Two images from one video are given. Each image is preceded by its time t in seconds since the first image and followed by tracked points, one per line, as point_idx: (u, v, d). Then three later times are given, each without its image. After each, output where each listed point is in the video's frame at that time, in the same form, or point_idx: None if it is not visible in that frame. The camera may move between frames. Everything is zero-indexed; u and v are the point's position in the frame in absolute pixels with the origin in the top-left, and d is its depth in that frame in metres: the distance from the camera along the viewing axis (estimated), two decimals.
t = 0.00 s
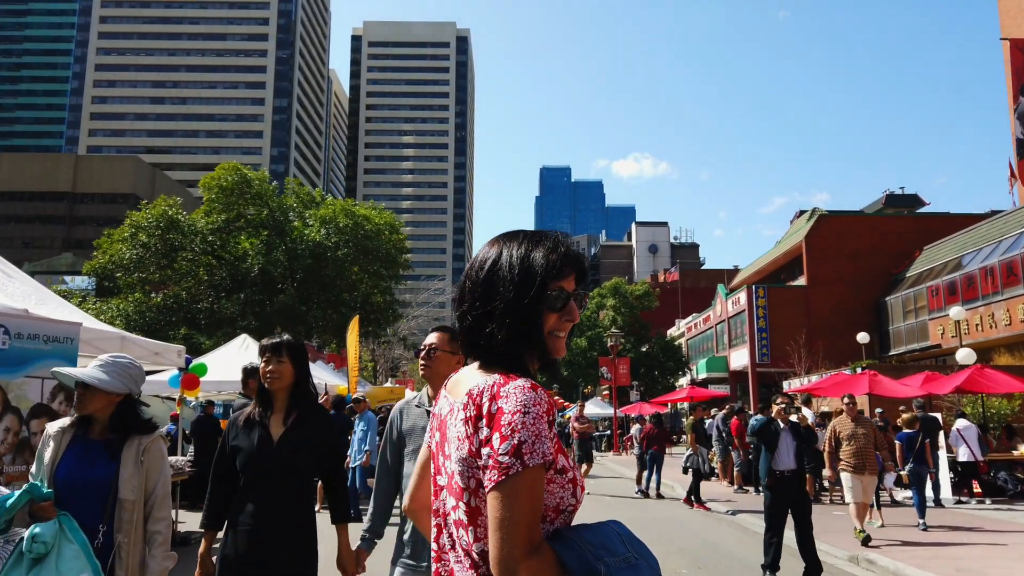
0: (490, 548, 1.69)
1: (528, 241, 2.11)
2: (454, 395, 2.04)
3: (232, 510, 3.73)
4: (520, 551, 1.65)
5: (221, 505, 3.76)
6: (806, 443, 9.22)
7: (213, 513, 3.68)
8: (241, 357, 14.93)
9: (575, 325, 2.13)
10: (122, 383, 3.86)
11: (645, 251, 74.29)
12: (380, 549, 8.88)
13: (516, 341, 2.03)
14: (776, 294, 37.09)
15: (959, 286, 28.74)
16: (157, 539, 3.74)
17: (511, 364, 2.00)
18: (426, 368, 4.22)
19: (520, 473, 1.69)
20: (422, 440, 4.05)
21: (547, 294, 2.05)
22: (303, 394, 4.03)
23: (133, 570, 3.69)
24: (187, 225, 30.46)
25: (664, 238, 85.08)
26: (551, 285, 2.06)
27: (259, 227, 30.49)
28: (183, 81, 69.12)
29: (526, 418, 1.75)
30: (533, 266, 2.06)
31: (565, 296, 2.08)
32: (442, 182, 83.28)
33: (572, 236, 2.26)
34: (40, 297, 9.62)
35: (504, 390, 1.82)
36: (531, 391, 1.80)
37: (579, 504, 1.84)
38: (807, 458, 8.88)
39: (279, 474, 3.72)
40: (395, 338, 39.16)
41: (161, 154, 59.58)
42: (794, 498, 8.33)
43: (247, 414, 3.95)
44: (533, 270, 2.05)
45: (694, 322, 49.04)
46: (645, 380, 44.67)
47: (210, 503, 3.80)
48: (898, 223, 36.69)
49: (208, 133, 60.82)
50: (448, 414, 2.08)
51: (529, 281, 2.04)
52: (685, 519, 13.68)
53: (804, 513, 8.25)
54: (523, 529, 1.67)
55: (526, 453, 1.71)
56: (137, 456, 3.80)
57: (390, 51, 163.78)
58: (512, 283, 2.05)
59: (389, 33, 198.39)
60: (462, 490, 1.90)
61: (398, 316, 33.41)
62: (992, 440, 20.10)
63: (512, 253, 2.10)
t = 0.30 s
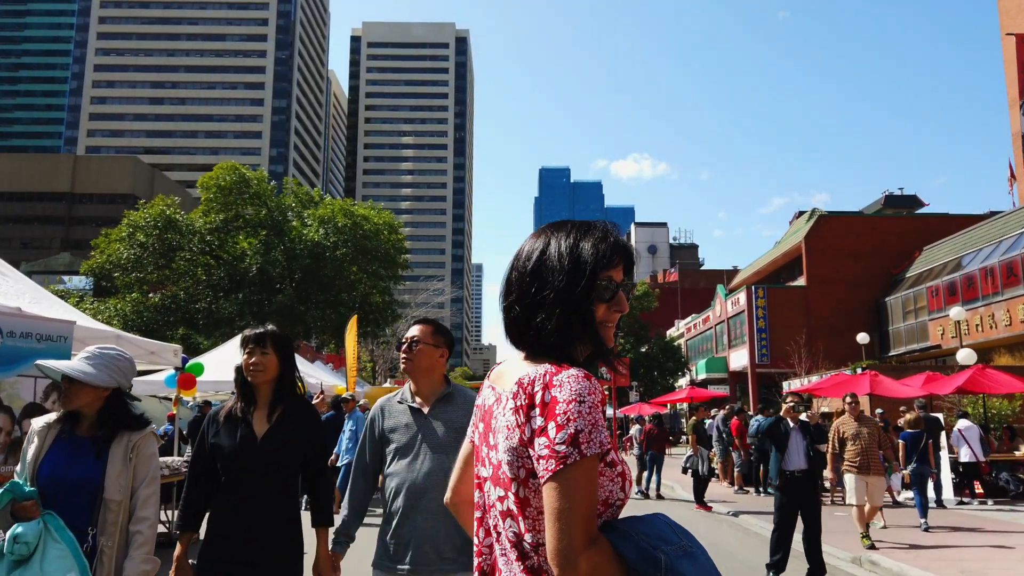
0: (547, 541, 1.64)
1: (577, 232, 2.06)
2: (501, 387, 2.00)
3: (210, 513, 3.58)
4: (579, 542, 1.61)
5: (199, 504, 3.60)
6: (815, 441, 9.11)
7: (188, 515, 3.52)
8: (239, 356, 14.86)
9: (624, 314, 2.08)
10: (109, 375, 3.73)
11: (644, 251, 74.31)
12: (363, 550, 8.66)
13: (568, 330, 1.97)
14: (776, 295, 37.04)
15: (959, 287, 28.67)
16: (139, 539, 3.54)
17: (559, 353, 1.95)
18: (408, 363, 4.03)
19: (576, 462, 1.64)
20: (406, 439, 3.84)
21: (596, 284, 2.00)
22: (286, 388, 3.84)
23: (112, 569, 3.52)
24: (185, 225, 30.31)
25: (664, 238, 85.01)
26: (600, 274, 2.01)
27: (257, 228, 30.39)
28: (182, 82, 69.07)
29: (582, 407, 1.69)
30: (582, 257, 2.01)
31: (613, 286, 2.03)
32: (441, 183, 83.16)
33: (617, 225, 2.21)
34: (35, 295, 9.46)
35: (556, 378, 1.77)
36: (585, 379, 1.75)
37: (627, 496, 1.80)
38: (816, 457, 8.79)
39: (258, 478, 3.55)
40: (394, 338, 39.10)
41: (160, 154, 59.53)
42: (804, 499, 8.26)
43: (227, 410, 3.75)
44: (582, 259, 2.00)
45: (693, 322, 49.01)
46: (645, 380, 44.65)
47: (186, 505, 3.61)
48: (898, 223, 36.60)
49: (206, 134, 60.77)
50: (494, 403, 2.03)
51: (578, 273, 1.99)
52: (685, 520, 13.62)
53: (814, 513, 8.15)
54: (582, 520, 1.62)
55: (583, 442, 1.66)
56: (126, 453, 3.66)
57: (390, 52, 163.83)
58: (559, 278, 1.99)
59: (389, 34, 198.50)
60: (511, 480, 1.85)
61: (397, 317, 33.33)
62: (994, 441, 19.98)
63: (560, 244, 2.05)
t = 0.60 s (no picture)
0: (584, 524, 1.61)
1: (616, 222, 2.02)
2: (538, 376, 1.97)
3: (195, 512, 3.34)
4: (621, 527, 1.59)
5: (182, 506, 3.39)
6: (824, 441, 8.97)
7: (170, 514, 3.29)
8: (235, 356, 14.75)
9: (663, 304, 2.04)
10: (96, 372, 3.52)
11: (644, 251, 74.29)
12: (352, 551, 8.57)
13: (609, 317, 1.93)
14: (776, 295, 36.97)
15: (959, 286, 28.60)
16: (115, 545, 3.28)
17: (598, 345, 1.92)
18: (395, 356, 3.87)
19: (616, 445, 1.62)
20: (395, 436, 3.70)
21: (637, 272, 1.97)
22: (276, 382, 3.64)
23: None
24: (184, 224, 30.17)
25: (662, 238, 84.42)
26: (641, 263, 1.98)
27: (256, 228, 30.33)
28: (181, 82, 68.92)
29: (622, 392, 1.67)
30: (622, 249, 1.96)
31: (655, 274, 1.99)
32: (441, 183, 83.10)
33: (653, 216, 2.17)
34: (31, 293, 9.33)
35: (595, 363, 1.74)
36: (625, 364, 1.72)
37: (665, 488, 1.78)
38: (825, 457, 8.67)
39: (243, 478, 3.31)
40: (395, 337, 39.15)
41: (159, 154, 59.40)
42: (813, 497, 8.18)
43: (214, 404, 3.53)
44: (622, 252, 1.95)
45: (693, 322, 48.99)
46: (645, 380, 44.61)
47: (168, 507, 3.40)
48: (897, 223, 36.50)
49: (206, 134, 60.63)
50: (529, 392, 2.01)
51: (619, 264, 1.94)
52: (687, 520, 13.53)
53: (822, 513, 8.07)
54: (622, 507, 1.60)
55: (624, 427, 1.63)
56: (113, 456, 3.44)
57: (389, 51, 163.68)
58: (599, 267, 1.94)
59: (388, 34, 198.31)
60: (548, 468, 1.83)
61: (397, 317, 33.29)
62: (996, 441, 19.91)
63: (599, 234, 1.99)
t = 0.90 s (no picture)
0: (620, 519, 1.64)
1: (654, 220, 2.04)
2: (573, 373, 2.02)
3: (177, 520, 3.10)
4: (655, 523, 1.61)
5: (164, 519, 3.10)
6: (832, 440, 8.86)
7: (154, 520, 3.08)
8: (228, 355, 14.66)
9: (700, 302, 2.07)
10: (64, 369, 3.32)
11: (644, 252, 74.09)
12: (348, 553, 8.44)
13: (647, 312, 1.95)
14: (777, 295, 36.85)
15: (960, 287, 28.52)
16: (91, 560, 3.04)
17: (638, 340, 1.94)
18: (388, 349, 3.74)
19: (654, 438, 1.65)
20: (386, 435, 3.52)
21: (675, 270, 1.98)
22: (262, 378, 3.34)
23: None
24: (183, 223, 30.07)
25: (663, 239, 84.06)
26: (679, 260, 2.00)
27: (255, 227, 30.22)
28: (181, 82, 68.77)
29: (660, 386, 1.70)
30: (661, 248, 1.98)
31: (693, 272, 2.01)
32: (442, 184, 83.00)
33: (693, 215, 2.19)
34: (25, 291, 9.19)
35: (633, 358, 1.78)
36: (663, 359, 1.76)
37: (705, 488, 1.84)
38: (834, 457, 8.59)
39: (227, 486, 3.02)
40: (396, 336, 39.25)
41: (159, 154, 59.26)
42: (822, 497, 8.14)
43: (195, 404, 3.23)
44: (659, 249, 1.98)
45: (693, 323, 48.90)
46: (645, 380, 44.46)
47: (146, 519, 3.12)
48: (898, 223, 36.43)
49: (206, 134, 60.53)
50: (565, 390, 2.05)
51: (659, 263, 1.96)
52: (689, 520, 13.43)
53: (830, 513, 8.03)
54: (660, 500, 1.62)
55: (661, 421, 1.67)
56: (86, 459, 3.22)
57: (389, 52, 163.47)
58: (636, 261, 1.97)
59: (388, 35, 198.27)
60: (585, 464, 1.89)
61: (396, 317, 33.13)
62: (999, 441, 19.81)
63: (638, 233, 2.01)
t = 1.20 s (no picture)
0: (646, 532, 1.63)
1: (681, 226, 2.08)
2: (601, 382, 2.03)
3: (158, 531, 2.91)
4: (683, 533, 1.60)
5: (148, 535, 2.91)
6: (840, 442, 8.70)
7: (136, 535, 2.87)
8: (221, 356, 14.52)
9: (730, 309, 2.11)
10: (28, 360, 3.14)
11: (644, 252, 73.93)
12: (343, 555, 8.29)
13: (675, 321, 1.99)
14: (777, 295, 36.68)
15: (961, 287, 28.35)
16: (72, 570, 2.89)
17: (665, 348, 1.99)
18: (384, 349, 3.58)
19: (681, 450, 1.65)
20: (381, 441, 3.36)
21: (702, 278, 2.01)
22: (249, 379, 3.15)
23: None
24: (181, 222, 29.94)
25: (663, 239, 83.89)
26: (707, 266, 2.03)
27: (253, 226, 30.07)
28: (181, 81, 68.63)
29: (686, 396, 1.71)
30: (687, 258, 2.02)
31: (721, 278, 2.05)
32: (441, 183, 82.91)
33: (722, 221, 2.23)
34: (19, 289, 9.04)
35: (660, 367, 1.80)
36: (689, 368, 1.77)
37: (737, 500, 1.83)
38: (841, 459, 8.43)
39: (206, 498, 2.80)
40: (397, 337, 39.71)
41: (157, 153, 59.10)
42: (828, 500, 8.02)
43: (179, 409, 3.06)
44: (686, 258, 2.02)
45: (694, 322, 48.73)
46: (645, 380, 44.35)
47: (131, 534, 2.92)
48: (898, 223, 36.27)
49: (205, 133, 60.42)
50: (593, 400, 2.06)
51: (686, 274, 2.00)
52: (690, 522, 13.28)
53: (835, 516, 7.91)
54: (688, 513, 1.61)
55: (687, 431, 1.67)
56: (57, 458, 3.05)
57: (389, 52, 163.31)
58: (664, 271, 2.01)
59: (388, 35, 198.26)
60: (613, 474, 1.90)
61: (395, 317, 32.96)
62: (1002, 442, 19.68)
63: (667, 241, 2.06)
